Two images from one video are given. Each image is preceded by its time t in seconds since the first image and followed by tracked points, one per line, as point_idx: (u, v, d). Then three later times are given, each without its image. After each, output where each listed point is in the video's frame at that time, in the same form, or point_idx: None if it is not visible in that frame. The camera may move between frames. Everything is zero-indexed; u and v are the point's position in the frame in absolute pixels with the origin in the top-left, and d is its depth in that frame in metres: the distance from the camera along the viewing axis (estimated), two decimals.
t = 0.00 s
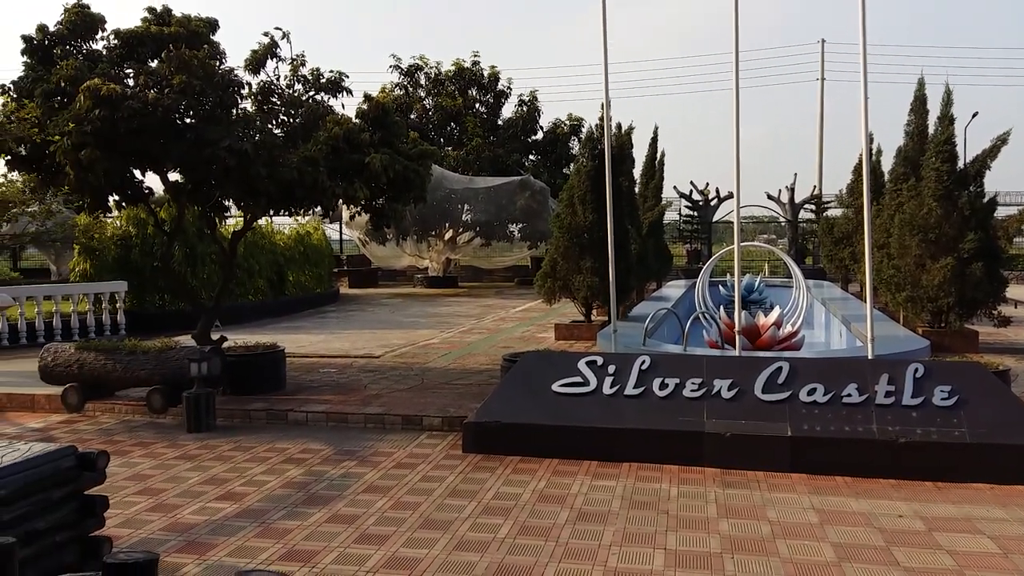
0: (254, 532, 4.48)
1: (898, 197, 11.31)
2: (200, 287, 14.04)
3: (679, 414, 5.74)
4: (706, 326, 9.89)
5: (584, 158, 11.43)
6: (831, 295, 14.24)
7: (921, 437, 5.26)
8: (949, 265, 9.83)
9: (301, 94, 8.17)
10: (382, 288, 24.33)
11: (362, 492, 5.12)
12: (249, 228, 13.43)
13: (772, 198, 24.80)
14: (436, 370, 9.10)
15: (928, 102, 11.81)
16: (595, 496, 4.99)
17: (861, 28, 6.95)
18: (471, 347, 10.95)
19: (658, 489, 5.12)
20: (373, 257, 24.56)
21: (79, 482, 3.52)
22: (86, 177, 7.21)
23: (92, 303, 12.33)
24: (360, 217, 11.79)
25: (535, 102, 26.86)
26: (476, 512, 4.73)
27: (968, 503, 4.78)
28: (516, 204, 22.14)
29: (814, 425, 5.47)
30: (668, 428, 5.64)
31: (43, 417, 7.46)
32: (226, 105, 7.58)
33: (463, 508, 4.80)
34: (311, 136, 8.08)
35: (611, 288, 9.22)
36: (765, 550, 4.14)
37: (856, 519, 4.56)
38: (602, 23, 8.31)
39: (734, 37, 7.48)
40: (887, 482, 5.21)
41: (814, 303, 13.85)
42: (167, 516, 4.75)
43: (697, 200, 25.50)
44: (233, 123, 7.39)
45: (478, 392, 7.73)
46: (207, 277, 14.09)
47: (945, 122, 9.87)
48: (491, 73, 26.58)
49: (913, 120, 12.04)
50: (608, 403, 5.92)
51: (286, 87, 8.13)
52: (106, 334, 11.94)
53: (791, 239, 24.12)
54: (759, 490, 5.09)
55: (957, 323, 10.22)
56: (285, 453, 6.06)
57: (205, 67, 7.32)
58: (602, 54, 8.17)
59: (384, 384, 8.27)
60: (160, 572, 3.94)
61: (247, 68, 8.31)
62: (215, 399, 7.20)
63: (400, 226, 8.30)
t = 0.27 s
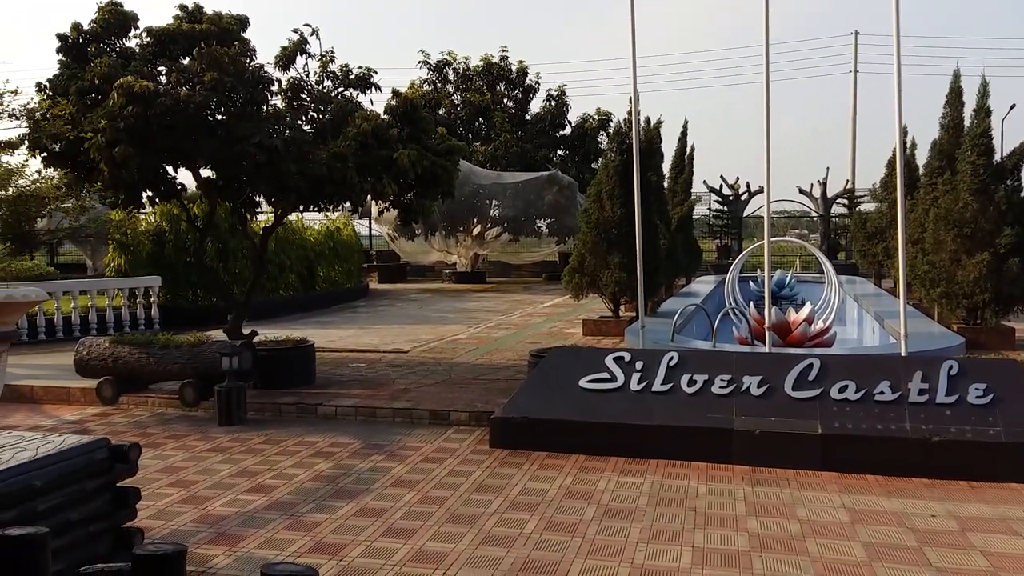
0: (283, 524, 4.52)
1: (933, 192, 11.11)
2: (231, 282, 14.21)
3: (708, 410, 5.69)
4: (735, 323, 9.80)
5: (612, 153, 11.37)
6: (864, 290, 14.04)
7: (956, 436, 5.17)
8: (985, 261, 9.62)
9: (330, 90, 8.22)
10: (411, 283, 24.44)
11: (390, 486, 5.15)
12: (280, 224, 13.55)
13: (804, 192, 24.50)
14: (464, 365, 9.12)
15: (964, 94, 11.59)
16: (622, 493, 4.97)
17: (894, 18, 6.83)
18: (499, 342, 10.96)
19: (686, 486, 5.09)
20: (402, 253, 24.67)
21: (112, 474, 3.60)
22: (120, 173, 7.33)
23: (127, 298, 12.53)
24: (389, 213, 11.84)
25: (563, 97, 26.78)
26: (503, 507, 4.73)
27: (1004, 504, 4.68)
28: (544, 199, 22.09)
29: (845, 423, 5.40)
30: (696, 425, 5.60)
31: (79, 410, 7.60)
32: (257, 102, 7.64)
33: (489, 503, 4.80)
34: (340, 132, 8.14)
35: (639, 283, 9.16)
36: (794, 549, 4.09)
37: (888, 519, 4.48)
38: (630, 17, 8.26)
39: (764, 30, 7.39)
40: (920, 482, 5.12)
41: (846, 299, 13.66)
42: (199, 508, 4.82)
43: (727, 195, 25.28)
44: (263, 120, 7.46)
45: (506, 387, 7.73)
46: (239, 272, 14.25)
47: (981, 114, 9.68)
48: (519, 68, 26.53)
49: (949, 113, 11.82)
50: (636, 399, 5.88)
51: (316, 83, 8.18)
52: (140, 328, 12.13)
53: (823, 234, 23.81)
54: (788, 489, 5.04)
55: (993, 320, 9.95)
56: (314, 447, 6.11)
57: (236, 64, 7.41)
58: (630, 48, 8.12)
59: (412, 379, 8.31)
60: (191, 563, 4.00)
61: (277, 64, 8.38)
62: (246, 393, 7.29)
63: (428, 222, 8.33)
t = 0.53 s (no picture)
0: (297, 524, 4.54)
1: (955, 195, 10.99)
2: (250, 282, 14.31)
3: (724, 414, 5.65)
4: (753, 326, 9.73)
5: (630, 155, 11.33)
6: (883, 294, 13.91)
7: (976, 442, 5.09)
8: (1008, 265, 9.49)
9: (349, 91, 8.25)
10: (428, 284, 24.49)
11: (404, 487, 5.16)
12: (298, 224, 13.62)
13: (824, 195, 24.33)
14: (479, 366, 9.12)
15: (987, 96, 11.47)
16: (637, 496, 4.94)
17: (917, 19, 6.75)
18: (515, 343, 10.96)
19: (701, 491, 5.05)
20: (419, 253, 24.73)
21: (128, 471, 3.63)
22: (140, 173, 7.38)
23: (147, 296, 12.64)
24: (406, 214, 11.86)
25: (582, 98, 26.74)
26: (516, 510, 4.72)
27: None
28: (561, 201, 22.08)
29: (863, 428, 5.34)
30: (712, 429, 5.56)
31: (98, 407, 7.67)
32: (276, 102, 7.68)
33: (503, 505, 4.79)
34: (358, 132, 8.15)
35: (655, 285, 9.12)
36: (810, 555, 4.05)
37: (906, 526, 4.43)
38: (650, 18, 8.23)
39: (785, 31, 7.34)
40: (939, 489, 5.06)
41: (866, 303, 13.53)
42: (214, 506, 4.84)
43: (746, 197, 25.16)
44: (282, 120, 7.50)
45: (521, 389, 7.72)
46: (258, 272, 14.33)
47: (1004, 117, 9.58)
48: (538, 69, 26.53)
49: (971, 116, 11.70)
50: (651, 402, 5.85)
51: (335, 84, 8.21)
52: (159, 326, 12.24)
53: (843, 237, 23.62)
54: (805, 494, 4.99)
55: (1015, 326, 9.81)
56: (330, 446, 6.13)
57: (255, 65, 7.45)
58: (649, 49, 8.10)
59: (428, 380, 8.32)
60: (205, 561, 4.01)
61: (296, 65, 8.42)
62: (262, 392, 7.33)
63: (445, 222, 8.34)
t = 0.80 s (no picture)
0: (324, 519, 4.58)
1: (990, 192, 10.79)
2: (280, 280, 14.47)
3: (752, 413, 5.60)
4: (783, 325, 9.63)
5: (657, 153, 11.27)
6: (916, 293, 13.68)
7: (1010, 443, 4.99)
8: None
9: (376, 91, 8.31)
10: (456, 282, 24.56)
11: (430, 483, 5.18)
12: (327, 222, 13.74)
13: (856, 192, 24.01)
14: (506, 364, 9.14)
15: None
16: (663, 495, 4.92)
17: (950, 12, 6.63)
18: (542, 341, 10.96)
19: (728, 490, 5.01)
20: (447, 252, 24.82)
21: (157, 466, 3.70)
22: (172, 172, 7.50)
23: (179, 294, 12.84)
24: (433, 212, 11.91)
25: (610, 96, 26.64)
26: (541, 507, 4.72)
27: None
28: (589, 199, 22.06)
29: (894, 428, 5.26)
30: (739, 428, 5.52)
31: (131, 403, 7.81)
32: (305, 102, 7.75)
33: (528, 502, 4.80)
34: (385, 132, 8.19)
35: (683, 283, 9.06)
36: (838, 556, 4.00)
37: (937, 527, 4.36)
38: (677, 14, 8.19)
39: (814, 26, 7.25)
40: (972, 490, 4.97)
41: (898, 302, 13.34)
42: (243, 501, 4.91)
43: (776, 195, 24.92)
44: (311, 120, 7.56)
45: (547, 387, 7.72)
46: (287, 270, 14.47)
47: None
48: (566, 67, 26.49)
49: (1008, 111, 11.48)
50: (678, 400, 5.82)
51: (363, 83, 8.27)
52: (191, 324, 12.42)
53: (875, 234, 23.29)
54: (834, 494, 4.93)
55: None
56: (357, 443, 6.18)
57: (285, 65, 7.52)
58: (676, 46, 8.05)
59: (455, 377, 8.35)
60: (234, 555, 4.07)
61: (325, 65, 8.49)
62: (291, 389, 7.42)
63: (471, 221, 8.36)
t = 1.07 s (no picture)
0: (333, 508, 4.60)
1: (1001, 180, 10.71)
2: (289, 271, 14.50)
3: (761, 402, 5.58)
4: (792, 314, 9.59)
5: (666, 141, 11.21)
6: (927, 281, 13.61)
7: (1020, 431, 4.97)
8: None
9: (384, 81, 8.29)
10: (464, 273, 24.56)
11: (439, 472, 5.19)
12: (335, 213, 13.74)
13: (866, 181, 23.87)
14: (514, 354, 9.14)
15: None
16: (670, 484, 4.91)
17: None
18: (550, 331, 10.95)
19: (736, 479, 5.01)
20: (456, 242, 24.82)
21: (166, 456, 3.72)
22: (180, 163, 7.50)
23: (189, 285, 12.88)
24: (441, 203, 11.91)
25: (619, 85, 26.52)
26: (550, 496, 4.73)
27: None
28: (597, 188, 22.02)
29: (904, 417, 5.23)
30: (748, 416, 5.50)
31: (141, 393, 7.85)
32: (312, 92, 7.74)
33: (536, 491, 4.81)
34: (393, 122, 8.16)
35: (691, 272, 9.02)
36: (847, 544, 3.99)
37: (946, 515, 4.34)
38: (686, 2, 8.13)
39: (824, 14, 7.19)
40: (981, 478, 4.95)
41: (908, 291, 13.28)
42: (252, 490, 4.93)
43: (786, 183, 24.82)
44: (319, 111, 7.55)
45: (555, 376, 7.72)
46: (296, 261, 14.50)
47: None
48: (574, 56, 26.39)
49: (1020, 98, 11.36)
50: (686, 389, 5.81)
51: (370, 74, 8.26)
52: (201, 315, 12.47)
53: (886, 223, 23.16)
54: (842, 483, 4.92)
55: None
56: (365, 432, 6.20)
57: (292, 56, 7.49)
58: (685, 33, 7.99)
59: (463, 367, 8.36)
60: (243, 543, 4.09)
61: (332, 55, 8.48)
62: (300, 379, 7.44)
63: (479, 211, 8.35)
